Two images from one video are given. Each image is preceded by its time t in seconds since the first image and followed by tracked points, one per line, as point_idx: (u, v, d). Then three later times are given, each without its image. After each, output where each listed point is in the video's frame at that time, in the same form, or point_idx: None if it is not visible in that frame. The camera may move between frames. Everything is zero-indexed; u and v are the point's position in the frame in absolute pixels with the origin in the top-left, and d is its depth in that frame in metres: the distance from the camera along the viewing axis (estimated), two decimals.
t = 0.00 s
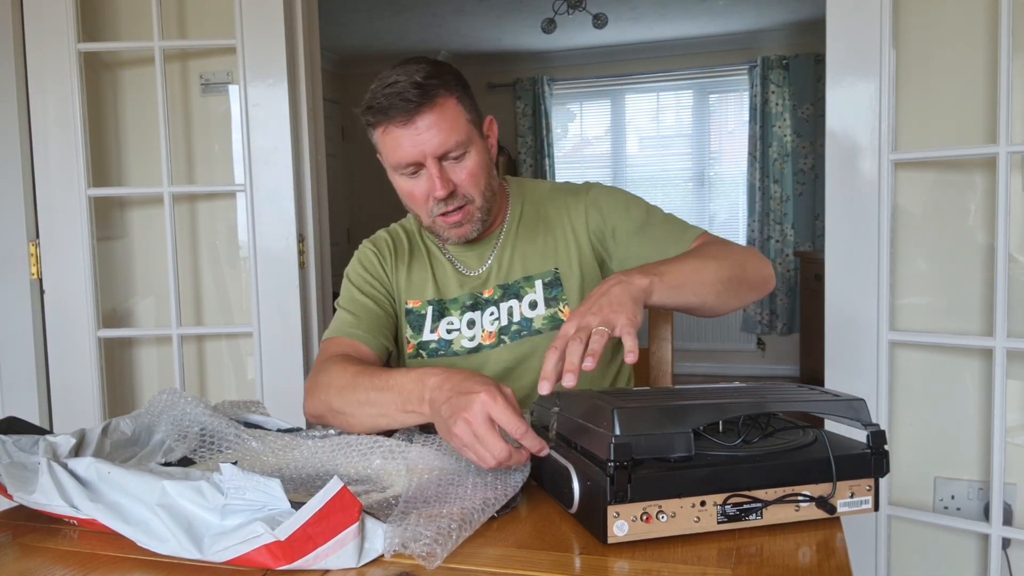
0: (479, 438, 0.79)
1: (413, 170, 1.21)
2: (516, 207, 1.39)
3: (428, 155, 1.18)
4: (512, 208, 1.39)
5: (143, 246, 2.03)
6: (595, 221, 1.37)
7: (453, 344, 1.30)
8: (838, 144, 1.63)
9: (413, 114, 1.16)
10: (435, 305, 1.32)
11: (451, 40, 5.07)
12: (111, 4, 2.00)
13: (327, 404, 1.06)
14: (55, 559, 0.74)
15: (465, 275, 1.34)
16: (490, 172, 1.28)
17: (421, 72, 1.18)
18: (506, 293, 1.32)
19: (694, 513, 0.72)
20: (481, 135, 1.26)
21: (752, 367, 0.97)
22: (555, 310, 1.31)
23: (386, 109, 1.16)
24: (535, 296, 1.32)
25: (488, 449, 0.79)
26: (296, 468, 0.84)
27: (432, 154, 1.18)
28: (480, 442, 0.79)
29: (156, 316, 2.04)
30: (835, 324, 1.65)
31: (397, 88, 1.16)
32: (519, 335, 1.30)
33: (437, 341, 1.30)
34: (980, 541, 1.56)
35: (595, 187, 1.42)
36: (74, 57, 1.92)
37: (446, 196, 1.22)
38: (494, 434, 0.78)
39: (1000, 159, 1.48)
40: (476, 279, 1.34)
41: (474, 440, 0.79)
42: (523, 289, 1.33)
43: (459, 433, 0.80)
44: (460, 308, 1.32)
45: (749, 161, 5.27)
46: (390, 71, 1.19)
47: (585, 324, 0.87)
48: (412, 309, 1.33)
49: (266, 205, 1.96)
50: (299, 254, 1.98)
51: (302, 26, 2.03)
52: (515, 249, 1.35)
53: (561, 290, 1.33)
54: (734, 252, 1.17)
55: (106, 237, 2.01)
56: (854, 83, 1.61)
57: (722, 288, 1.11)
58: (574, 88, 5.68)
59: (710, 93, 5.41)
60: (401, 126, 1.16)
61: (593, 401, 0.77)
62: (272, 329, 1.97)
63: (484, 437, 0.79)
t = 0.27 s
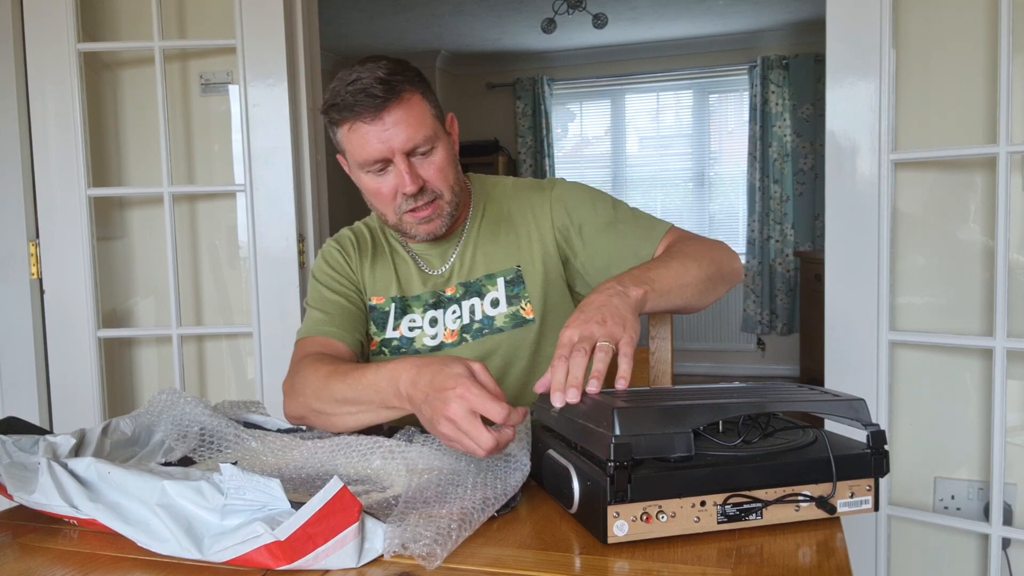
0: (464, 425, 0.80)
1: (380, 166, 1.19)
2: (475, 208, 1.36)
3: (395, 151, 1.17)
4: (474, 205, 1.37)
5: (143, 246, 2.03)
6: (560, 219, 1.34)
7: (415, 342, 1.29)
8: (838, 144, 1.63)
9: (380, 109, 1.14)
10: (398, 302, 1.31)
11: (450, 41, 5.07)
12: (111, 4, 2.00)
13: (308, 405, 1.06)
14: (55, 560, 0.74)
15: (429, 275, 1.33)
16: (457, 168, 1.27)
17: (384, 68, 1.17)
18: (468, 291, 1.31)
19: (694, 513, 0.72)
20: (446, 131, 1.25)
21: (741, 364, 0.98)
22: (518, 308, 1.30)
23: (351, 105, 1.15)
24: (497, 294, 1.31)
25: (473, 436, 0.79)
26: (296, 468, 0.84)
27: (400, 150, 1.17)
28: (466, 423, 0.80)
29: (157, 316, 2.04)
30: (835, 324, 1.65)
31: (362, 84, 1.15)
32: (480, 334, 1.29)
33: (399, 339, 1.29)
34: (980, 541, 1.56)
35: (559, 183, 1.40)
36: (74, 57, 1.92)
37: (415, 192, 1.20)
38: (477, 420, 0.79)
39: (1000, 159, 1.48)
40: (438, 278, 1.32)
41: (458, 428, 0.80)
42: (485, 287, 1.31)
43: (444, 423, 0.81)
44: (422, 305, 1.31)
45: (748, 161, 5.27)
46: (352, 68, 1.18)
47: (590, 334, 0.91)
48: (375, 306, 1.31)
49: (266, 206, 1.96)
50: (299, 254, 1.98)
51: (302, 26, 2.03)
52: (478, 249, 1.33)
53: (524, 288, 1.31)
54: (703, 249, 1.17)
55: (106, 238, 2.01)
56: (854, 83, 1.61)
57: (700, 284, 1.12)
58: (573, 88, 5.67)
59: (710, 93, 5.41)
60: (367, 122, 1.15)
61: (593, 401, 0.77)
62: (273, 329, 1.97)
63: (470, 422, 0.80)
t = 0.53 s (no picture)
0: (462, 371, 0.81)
1: (367, 159, 1.21)
2: (454, 208, 1.35)
3: (382, 143, 1.19)
4: (455, 204, 1.36)
5: (143, 246, 2.03)
6: (540, 219, 1.32)
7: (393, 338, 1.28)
8: (838, 144, 1.63)
9: (367, 101, 1.17)
10: (377, 298, 1.30)
11: (450, 40, 5.07)
12: (111, 4, 2.00)
13: (293, 394, 1.09)
14: (54, 560, 0.74)
15: (407, 271, 1.32)
16: (443, 165, 1.28)
17: (370, 61, 1.19)
18: (446, 289, 1.30)
19: (694, 513, 0.72)
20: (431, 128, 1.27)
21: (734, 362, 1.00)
22: (495, 307, 1.29)
23: (338, 97, 1.17)
24: (475, 293, 1.30)
25: (473, 382, 0.81)
26: (296, 468, 0.84)
27: (387, 143, 1.19)
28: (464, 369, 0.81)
29: (157, 316, 2.04)
30: (835, 324, 1.65)
31: (347, 76, 1.18)
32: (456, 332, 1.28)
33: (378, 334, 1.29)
34: (980, 541, 1.56)
35: (543, 184, 1.37)
36: (74, 57, 1.92)
37: (401, 186, 1.22)
38: (473, 368, 0.81)
39: (1000, 159, 1.48)
40: (415, 274, 1.31)
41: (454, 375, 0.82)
42: (463, 286, 1.30)
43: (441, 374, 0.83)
44: (399, 302, 1.30)
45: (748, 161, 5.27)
46: (337, 62, 1.20)
47: (601, 328, 0.91)
48: (355, 301, 1.31)
49: (267, 206, 1.96)
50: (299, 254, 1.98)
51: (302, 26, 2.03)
52: (455, 247, 1.32)
53: (502, 288, 1.30)
54: (689, 256, 1.16)
55: (106, 238, 2.01)
56: (854, 83, 1.61)
57: (695, 290, 1.12)
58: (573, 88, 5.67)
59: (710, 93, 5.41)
60: (355, 113, 1.17)
61: (592, 401, 0.77)
62: (273, 329, 1.97)
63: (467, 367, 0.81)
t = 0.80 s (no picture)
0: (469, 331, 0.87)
1: (374, 157, 1.21)
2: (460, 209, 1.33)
3: (390, 142, 1.19)
4: (461, 207, 1.34)
5: (143, 246, 2.03)
6: (547, 222, 1.30)
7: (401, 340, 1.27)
8: (838, 143, 1.63)
9: (376, 100, 1.17)
10: (382, 300, 1.29)
11: (450, 40, 5.07)
12: (111, 4, 2.00)
13: (302, 385, 1.11)
14: (54, 560, 0.74)
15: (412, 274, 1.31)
16: (450, 166, 1.28)
17: (379, 61, 1.20)
18: (451, 291, 1.29)
19: (694, 513, 0.72)
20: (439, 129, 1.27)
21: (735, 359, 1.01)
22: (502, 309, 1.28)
23: (347, 95, 1.18)
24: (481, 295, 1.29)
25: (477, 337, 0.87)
26: (296, 468, 0.84)
27: (394, 141, 1.19)
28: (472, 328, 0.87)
29: (157, 316, 2.04)
30: (835, 324, 1.66)
31: (356, 75, 1.18)
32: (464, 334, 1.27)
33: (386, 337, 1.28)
34: (980, 541, 1.56)
35: (550, 186, 1.35)
36: (74, 57, 1.92)
37: (408, 185, 1.21)
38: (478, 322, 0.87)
39: (1000, 159, 1.48)
40: (420, 277, 1.30)
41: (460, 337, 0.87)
42: (469, 288, 1.29)
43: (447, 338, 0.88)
44: (406, 305, 1.29)
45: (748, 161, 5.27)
46: (347, 62, 1.21)
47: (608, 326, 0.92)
48: (362, 304, 1.30)
49: (266, 206, 1.96)
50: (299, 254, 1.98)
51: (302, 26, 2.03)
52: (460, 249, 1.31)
53: (508, 291, 1.29)
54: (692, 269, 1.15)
55: (106, 237, 2.01)
56: (854, 83, 1.61)
57: (701, 300, 1.12)
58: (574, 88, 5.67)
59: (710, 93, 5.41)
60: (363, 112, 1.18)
61: (592, 401, 0.77)
62: (273, 328, 1.97)
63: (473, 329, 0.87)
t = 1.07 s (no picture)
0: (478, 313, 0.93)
1: (433, 150, 1.19)
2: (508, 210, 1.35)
3: (452, 137, 1.17)
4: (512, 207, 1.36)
5: (143, 246, 2.03)
6: (597, 228, 1.33)
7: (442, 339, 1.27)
8: (838, 143, 1.63)
9: (443, 94, 1.15)
10: (424, 299, 1.29)
11: (451, 40, 5.07)
12: (111, 4, 2.00)
13: (316, 378, 1.11)
14: (54, 560, 0.74)
15: (456, 272, 1.31)
16: (508, 165, 1.27)
17: (450, 53, 1.18)
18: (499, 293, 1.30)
19: (694, 513, 0.72)
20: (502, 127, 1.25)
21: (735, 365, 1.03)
22: (548, 314, 1.30)
23: (415, 86, 1.16)
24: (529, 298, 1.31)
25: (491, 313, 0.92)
26: (296, 468, 0.84)
27: (456, 137, 1.18)
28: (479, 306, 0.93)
29: (157, 316, 2.04)
30: (835, 324, 1.66)
31: (426, 67, 1.16)
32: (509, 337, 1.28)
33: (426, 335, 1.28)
34: (980, 541, 1.56)
35: (598, 193, 1.38)
36: (74, 57, 1.92)
37: (465, 182, 1.20)
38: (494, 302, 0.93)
39: (1000, 159, 1.48)
40: (465, 277, 1.31)
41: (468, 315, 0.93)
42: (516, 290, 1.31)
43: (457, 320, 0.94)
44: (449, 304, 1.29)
45: (748, 161, 5.27)
46: (417, 50, 1.19)
47: (611, 332, 0.93)
48: (401, 302, 1.30)
49: (266, 206, 1.96)
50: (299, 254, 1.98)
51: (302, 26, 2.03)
52: (509, 251, 1.32)
53: (555, 295, 1.31)
54: (738, 282, 1.17)
55: (106, 237, 2.01)
56: (854, 83, 1.61)
57: (734, 322, 1.13)
58: (574, 88, 5.67)
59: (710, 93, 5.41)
60: (429, 104, 1.16)
61: (592, 401, 0.77)
62: (273, 329, 1.97)
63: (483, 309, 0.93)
